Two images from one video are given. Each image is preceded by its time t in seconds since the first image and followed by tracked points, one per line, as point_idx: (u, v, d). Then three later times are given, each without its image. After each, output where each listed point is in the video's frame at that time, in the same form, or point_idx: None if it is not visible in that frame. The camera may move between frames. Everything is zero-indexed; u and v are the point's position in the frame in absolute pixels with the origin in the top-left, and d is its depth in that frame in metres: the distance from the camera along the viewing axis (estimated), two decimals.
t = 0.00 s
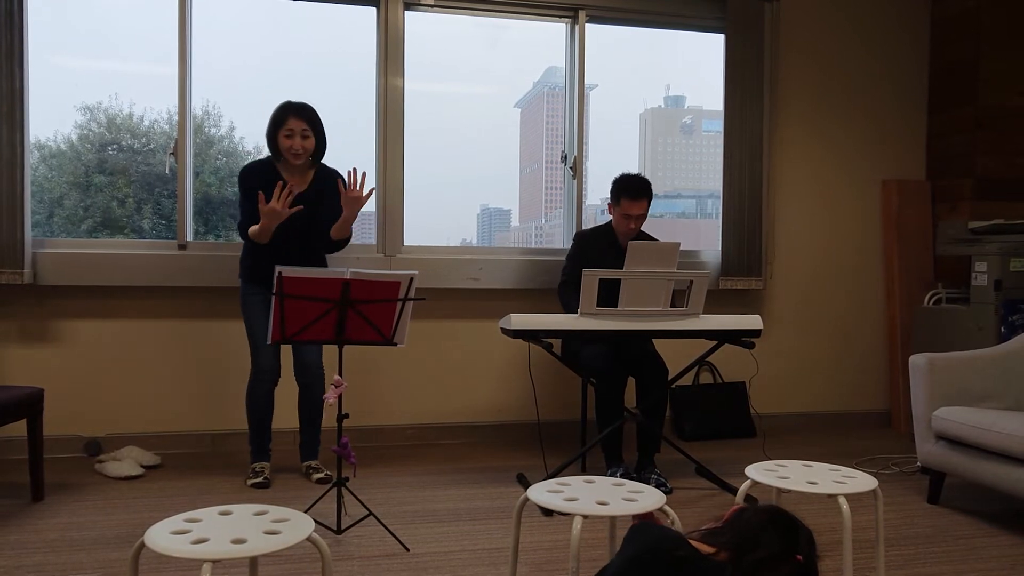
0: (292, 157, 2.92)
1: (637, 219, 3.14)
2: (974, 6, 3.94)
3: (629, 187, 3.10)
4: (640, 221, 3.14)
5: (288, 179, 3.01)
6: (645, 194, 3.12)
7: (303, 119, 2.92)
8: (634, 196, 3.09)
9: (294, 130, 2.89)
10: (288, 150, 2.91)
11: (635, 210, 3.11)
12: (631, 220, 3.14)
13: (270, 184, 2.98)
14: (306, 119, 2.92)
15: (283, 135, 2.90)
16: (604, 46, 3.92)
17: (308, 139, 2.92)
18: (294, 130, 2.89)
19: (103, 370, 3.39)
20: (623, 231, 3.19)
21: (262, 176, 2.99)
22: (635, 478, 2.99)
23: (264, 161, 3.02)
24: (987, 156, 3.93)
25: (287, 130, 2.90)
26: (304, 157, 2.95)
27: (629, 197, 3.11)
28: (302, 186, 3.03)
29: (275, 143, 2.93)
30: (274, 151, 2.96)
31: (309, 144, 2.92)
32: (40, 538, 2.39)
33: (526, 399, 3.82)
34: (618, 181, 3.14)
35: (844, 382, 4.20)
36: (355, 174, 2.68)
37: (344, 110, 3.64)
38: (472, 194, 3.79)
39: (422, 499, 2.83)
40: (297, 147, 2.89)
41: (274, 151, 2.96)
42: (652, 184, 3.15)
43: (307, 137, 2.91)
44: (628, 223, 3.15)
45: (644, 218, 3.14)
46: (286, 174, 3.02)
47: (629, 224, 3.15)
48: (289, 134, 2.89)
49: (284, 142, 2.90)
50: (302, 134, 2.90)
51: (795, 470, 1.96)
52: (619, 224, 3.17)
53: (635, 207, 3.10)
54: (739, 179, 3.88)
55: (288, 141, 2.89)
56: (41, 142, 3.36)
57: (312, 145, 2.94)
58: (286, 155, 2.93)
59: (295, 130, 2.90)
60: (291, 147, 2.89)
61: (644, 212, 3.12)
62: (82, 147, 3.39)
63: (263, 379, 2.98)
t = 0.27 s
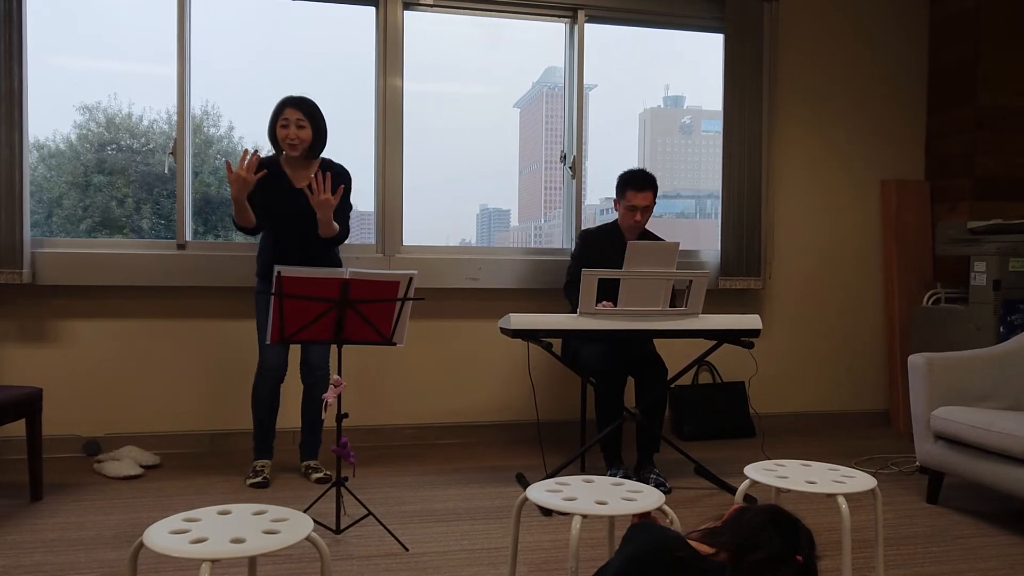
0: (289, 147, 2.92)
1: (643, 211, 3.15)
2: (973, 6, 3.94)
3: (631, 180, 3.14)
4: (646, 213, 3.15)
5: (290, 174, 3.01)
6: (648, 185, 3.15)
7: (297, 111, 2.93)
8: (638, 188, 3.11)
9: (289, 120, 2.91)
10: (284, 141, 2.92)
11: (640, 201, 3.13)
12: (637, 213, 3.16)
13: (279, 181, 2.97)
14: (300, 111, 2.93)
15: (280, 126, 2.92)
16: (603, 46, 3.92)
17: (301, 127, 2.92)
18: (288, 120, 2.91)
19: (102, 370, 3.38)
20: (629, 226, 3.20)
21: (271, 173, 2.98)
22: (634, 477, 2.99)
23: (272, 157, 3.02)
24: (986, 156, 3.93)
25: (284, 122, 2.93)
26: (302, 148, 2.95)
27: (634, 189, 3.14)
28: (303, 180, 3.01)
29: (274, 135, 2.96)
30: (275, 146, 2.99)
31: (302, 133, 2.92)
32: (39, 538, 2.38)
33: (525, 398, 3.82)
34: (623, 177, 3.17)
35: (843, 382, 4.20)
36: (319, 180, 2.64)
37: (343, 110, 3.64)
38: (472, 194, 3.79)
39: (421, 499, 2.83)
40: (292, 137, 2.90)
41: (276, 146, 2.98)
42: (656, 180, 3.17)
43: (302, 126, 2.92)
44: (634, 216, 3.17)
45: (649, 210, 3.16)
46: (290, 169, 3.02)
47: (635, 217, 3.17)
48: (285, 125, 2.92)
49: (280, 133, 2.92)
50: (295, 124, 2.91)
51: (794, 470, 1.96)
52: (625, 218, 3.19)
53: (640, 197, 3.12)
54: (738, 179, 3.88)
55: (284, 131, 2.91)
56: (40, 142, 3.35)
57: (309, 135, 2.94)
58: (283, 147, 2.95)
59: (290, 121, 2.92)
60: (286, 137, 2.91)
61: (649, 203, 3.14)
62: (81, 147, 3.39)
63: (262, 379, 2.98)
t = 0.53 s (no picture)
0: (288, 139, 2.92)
1: (644, 204, 3.17)
2: (973, 6, 3.94)
3: (632, 175, 3.20)
4: (647, 205, 3.16)
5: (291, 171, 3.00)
6: (648, 179, 3.19)
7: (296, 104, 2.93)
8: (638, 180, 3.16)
9: (291, 114, 2.91)
10: (285, 135, 2.92)
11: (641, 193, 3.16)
12: (639, 206, 3.17)
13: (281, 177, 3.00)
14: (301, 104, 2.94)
15: (282, 120, 2.92)
16: (602, 46, 3.92)
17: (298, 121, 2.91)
18: (291, 114, 2.91)
19: (101, 369, 3.38)
20: (632, 221, 3.20)
21: (273, 171, 3.01)
22: (633, 477, 2.99)
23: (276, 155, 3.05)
24: (985, 156, 3.94)
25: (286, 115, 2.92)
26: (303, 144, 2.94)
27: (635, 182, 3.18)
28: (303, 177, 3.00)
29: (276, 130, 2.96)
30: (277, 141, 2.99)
31: (300, 127, 2.91)
32: (38, 538, 2.38)
33: (525, 398, 3.82)
34: (624, 177, 3.23)
35: (842, 382, 4.20)
36: (303, 150, 2.59)
37: (342, 111, 3.64)
38: (471, 194, 3.79)
39: (420, 499, 2.83)
40: (292, 130, 2.90)
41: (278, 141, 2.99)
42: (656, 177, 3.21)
43: (304, 122, 2.92)
44: (637, 209, 3.17)
45: (651, 202, 3.17)
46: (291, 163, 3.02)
47: (637, 210, 3.17)
48: (287, 119, 2.92)
49: (282, 126, 2.92)
50: (293, 118, 2.91)
51: (793, 470, 1.96)
52: (628, 215, 3.20)
53: (641, 189, 3.15)
54: (737, 179, 3.88)
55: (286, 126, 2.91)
56: (39, 142, 3.36)
57: (310, 131, 2.93)
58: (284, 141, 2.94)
59: (291, 115, 2.91)
60: (287, 131, 2.91)
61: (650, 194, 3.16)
62: (80, 146, 3.39)
63: (262, 378, 2.98)
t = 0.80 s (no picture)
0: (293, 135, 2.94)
1: (644, 200, 3.19)
2: (972, 5, 3.94)
3: (632, 174, 3.23)
4: (647, 201, 3.18)
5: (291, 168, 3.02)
6: (647, 176, 3.22)
7: (298, 100, 2.94)
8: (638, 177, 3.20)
9: (297, 111, 2.93)
10: (290, 131, 2.94)
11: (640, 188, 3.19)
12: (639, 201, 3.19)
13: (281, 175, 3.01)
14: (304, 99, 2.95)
15: (287, 116, 2.94)
16: (601, 46, 3.92)
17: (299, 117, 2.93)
18: (297, 112, 2.93)
19: (101, 369, 3.38)
20: (632, 217, 3.21)
21: (272, 168, 3.01)
22: (633, 477, 2.99)
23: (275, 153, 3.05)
24: (985, 156, 3.94)
25: (291, 112, 2.93)
26: (306, 141, 2.96)
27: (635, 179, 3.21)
28: (304, 174, 3.02)
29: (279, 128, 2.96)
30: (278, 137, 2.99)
31: (304, 123, 2.93)
32: (37, 538, 2.38)
33: (524, 398, 3.82)
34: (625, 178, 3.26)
35: (842, 382, 4.20)
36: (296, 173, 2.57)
37: (341, 111, 3.64)
38: (471, 194, 3.79)
39: (420, 499, 2.83)
40: (298, 127, 2.92)
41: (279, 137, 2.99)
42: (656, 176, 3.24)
43: (310, 120, 2.94)
44: (636, 204, 3.19)
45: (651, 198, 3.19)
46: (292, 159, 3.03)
47: (637, 205, 3.19)
48: (292, 115, 2.93)
49: (287, 123, 2.93)
50: (296, 116, 2.93)
51: (792, 470, 1.96)
52: (628, 211, 3.22)
53: (641, 185, 3.17)
54: (736, 178, 3.88)
55: (291, 124, 2.93)
56: (38, 142, 3.36)
57: (315, 129, 2.96)
58: (288, 138, 2.95)
59: (296, 112, 2.93)
60: (293, 128, 2.92)
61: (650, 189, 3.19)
62: (79, 146, 3.39)
63: (262, 378, 2.98)
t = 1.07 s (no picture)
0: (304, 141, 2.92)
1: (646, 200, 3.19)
2: (972, 5, 3.94)
3: (633, 174, 3.23)
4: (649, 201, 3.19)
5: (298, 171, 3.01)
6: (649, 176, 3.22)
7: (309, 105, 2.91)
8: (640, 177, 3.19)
9: (309, 117, 2.90)
10: (302, 138, 2.91)
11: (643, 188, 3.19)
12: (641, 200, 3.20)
13: (284, 175, 3.00)
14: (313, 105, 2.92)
15: (298, 122, 2.90)
16: (601, 47, 3.91)
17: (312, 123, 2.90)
18: (309, 118, 2.90)
19: (101, 370, 3.38)
20: (634, 217, 3.22)
21: (275, 168, 3.00)
22: (633, 478, 2.99)
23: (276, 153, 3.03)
24: (985, 156, 3.94)
25: (303, 118, 2.90)
26: (317, 146, 2.95)
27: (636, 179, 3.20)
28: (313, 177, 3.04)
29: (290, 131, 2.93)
30: (286, 141, 2.95)
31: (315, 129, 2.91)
32: (37, 538, 2.38)
33: (524, 399, 3.82)
34: (626, 177, 3.24)
35: (842, 382, 4.20)
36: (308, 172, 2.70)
37: (341, 111, 3.64)
38: (471, 194, 3.79)
39: (420, 499, 2.83)
40: (312, 134, 2.90)
41: (287, 141, 2.95)
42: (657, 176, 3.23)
43: (322, 126, 2.92)
44: (639, 203, 3.20)
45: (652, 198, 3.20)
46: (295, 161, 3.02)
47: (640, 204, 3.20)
48: (304, 122, 2.90)
49: (299, 130, 2.90)
50: (311, 121, 2.90)
51: (792, 470, 1.96)
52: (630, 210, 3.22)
53: (643, 185, 3.17)
54: (736, 178, 3.88)
55: (303, 129, 2.90)
56: (39, 143, 3.36)
57: (326, 133, 2.95)
58: (299, 144, 2.93)
59: (309, 117, 2.90)
60: (306, 135, 2.90)
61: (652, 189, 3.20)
62: (80, 147, 3.39)
63: (262, 378, 2.98)
